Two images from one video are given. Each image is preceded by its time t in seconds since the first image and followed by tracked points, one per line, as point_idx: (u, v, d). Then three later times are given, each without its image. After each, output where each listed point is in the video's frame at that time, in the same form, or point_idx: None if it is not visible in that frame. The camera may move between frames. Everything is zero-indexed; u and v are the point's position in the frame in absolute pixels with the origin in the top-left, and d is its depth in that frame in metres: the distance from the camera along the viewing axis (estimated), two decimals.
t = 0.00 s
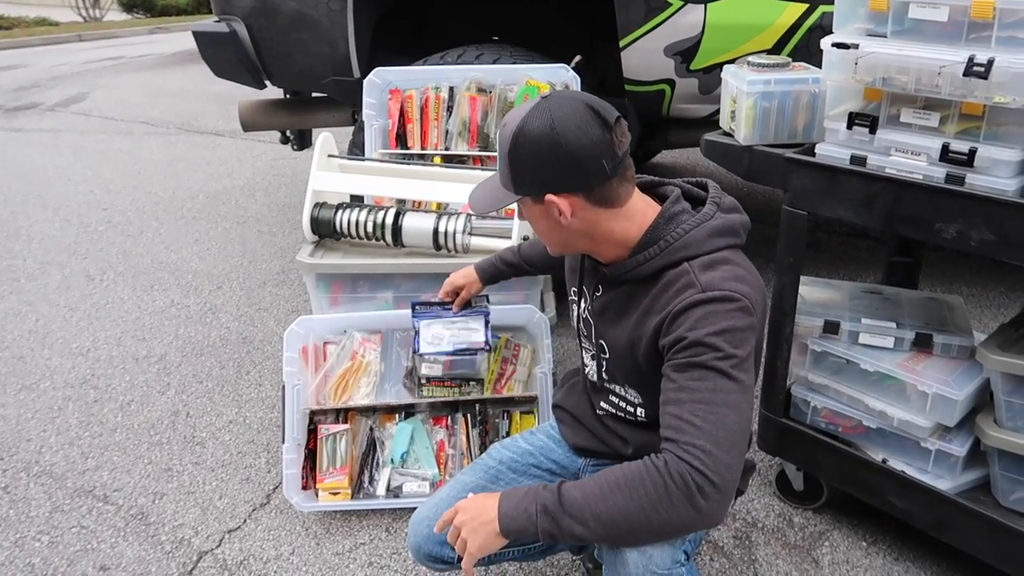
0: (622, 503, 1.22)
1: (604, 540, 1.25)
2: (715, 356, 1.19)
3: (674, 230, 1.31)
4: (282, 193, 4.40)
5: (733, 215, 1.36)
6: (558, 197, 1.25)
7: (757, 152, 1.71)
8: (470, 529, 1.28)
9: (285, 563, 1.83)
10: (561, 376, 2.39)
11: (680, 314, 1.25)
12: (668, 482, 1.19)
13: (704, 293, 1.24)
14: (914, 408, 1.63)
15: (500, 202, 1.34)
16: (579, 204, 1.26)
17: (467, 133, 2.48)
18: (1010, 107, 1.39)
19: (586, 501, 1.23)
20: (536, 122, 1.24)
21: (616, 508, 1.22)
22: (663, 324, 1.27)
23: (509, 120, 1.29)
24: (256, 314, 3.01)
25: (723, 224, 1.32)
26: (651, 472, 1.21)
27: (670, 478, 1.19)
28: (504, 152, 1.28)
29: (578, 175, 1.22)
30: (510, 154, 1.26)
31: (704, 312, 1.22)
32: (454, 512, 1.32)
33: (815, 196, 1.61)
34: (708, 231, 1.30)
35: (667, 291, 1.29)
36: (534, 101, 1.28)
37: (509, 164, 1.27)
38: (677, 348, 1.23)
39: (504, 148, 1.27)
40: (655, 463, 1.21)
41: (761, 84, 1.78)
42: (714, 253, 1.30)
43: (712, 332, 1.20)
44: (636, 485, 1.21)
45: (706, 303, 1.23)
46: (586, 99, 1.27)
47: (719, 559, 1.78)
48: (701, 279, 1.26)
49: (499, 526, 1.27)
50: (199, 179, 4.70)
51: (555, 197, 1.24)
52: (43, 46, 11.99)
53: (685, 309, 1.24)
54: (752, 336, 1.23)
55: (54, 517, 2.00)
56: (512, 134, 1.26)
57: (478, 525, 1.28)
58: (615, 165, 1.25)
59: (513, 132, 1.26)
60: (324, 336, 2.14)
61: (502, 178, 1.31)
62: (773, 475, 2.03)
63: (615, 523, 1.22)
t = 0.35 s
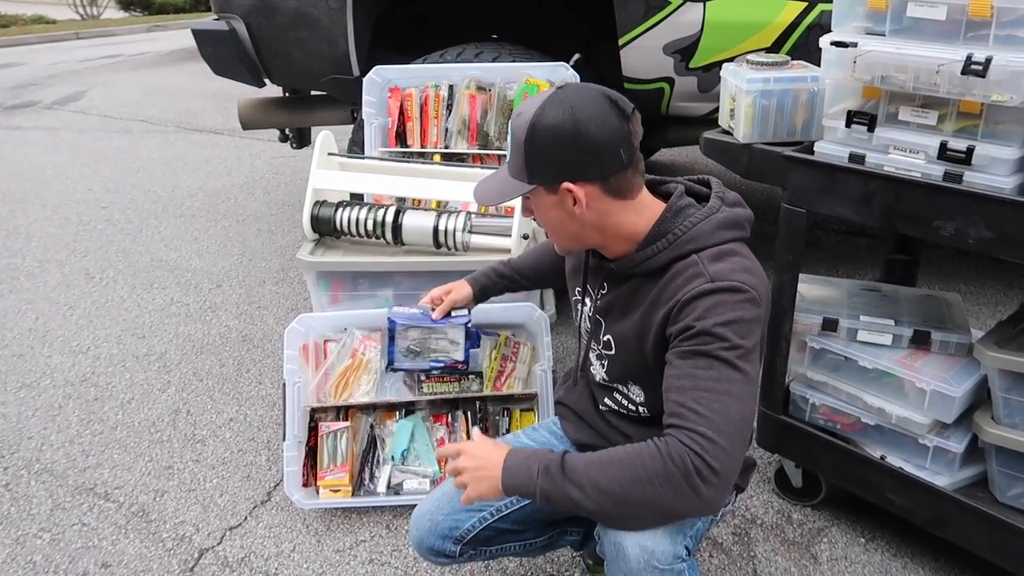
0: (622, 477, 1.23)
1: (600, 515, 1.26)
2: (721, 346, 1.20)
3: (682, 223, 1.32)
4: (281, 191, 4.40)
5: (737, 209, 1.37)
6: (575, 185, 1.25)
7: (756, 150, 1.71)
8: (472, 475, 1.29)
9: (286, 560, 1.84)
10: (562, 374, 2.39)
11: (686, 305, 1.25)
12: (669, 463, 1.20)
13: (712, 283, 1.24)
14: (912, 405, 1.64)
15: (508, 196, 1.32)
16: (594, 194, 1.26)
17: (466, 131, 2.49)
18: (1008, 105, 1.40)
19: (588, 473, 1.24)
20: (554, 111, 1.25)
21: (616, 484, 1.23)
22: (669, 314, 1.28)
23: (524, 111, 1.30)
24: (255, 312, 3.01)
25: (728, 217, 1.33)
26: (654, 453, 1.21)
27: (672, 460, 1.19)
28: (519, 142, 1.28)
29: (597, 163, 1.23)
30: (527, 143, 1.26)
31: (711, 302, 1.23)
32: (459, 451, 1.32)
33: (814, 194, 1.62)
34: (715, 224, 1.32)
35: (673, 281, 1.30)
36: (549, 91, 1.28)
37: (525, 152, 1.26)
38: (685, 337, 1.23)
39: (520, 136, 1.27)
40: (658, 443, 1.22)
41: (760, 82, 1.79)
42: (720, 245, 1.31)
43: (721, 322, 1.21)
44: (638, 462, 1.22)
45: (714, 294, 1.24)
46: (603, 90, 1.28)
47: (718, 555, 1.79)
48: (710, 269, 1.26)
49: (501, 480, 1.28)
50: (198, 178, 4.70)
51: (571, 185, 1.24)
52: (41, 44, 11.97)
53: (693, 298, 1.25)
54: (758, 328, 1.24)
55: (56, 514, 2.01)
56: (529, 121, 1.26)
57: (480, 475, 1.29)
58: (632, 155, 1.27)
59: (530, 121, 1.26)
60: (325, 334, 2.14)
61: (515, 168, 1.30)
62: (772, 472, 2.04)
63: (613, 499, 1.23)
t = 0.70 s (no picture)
0: (616, 451, 1.30)
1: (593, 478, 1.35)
2: (723, 336, 1.25)
3: (691, 211, 1.34)
4: (281, 195, 4.41)
5: (736, 197, 1.38)
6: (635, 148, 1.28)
7: (754, 153, 1.72)
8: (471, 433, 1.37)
9: (286, 564, 1.84)
10: (561, 377, 2.40)
11: (700, 290, 1.27)
12: (657, 441, 1.28)
13: (726, 270, 1.26)
14: (911, 407, 1.64)
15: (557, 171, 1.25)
16: (645, 160, 1.31)
17: (466, 136, 2.50)
18: (1005, 109, 1.40)
19: (585, 443, 1.31)
20: (602, 83, 1.27)
21: (610, 459, 1.31)
22: (682, 298, 1.29)
23: (560, 87, 1.29)
24: (255, 316, 3.02)
25: (733, 203, 1.35)
26: (647, 430, 1.29)
27: (660, 438, 1.28)
28: (568, 113, 1.26)
29: (644, 131, 1.30)
30: (581, 112, 1.25)
31: (725, 290, 1.25)
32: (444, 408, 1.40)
33: (812, 197, 1.62)
34: (722, 210, 1.34)
35: (681, 269, 1.31)
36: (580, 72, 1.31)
37: (580, 120, 1.25)
38: (692, 322, 1.26)
39: (570, 107, 1.26)
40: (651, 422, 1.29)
41: (758, 86, 1.80)
42: (729, 231, 1.33)
43: (725, 313, 1.25)
44: (631, 437, 1.30)
45: (727, 281, 1.26)
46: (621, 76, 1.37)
47: (718, 558, 1.79)
48: (722, 256, 1.28)
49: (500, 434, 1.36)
50: (198, 182, 4.71)
51: (636, 148, 1.28)
52: (42, 49, 12.00)
53: (704, 286, 1.27)
54: (764, 314, 1.28)
55: (56, 519, 2.01)
56: (580, 92, 1.26)
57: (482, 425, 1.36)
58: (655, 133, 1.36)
59: (579, 92, 1.27)
60: (325, 337, 2.09)
61: (561, 142, 1.27)
62: (772, 474, 2.04)
63: (604, 471, 1.32)
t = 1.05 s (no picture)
0: (637, 464, 1.28)
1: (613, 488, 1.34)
2: (722, 334, 1.25)
3: (674, 211, 1.34)
4: (280, 197, 4.41)
5: (716, 192, 1.40)
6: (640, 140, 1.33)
7: (752, 154, 1.72)
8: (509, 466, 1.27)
9: (285, 566, 1.84)
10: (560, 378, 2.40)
11: (693, 289, 1.27)
12: (676, 450, 1.27)
13: (716, 266, 1.27)
14: (910, 407, 1.64)
15: (582, 156, 1.24)
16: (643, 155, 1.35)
17: (464, 137, 2.50)
18: (1003, 109, 1.41)
19: (608, 459, 1.29)
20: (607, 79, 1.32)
21: (631, 473, 1.29)
22: (676, 298, 1.29)
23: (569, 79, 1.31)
24: (254, 318, 3.01)
25: (715, 198, 1.37)
26: (661, 438, 1.28)
27: (677, 446, 1.27)
28: (585, 101, 1.27)
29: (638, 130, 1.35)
30: (598, 99, 1.27)
31: (717, 287, 1.26)
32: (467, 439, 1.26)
33: (810, 197, 1.62)
34: (705, 206, 1.35)
35: (672, 268, 1.31)
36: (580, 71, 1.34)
37: (599, 107, 1.27)
38: (688, 323, 1.27)
39: (587, 95, 1.28)
40: (665, 430, 1.28)
41: (756, 86, 1.80)
42: (715, 226, 1.34)
43: (721, 310, 1.25)
44: (649, 448, 1.28)
45: (719, 278, 1.26)
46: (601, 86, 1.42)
47: (717, 559, 1.79)
48: (711, 252, 1.29)
49: (525, 462, 1.29)
50: (196, 184, 4.70)
51: (643, 139, 1.32)
52: (41, 51, 11.99)
53: (698, 283, 1.27)
54: (758, 308, 1.29)
55: (55, 520, 2.01)
56: (593, 83, 1.29)
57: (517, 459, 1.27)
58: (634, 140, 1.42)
59: (593, 84, 1.29)
60: (323, 338, 2.08)
61: (580, 128, 1.26)
62: (770, 475, 2.04)
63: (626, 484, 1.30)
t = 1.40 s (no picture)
0: (643, 467, 1.27)
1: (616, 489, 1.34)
2: (722, 333, 1.26)
3: (670, 208, 1.34)
4: (278, 197, 4.41)
5: (711, 189, 1.40)
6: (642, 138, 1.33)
7: (751, 154, 1.73)
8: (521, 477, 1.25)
9: (284, 566, 1.84)
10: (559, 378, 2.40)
11: (692, 287, 1.27)
12: (681, 452, 1.27)
13: (715, 264, 1.27)
14: (907, 406, 1.65)
15: (587, 152, 1.24)
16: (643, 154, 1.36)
17: (463, 137, 2.51)
18: (1001, 109, 1.41)
19: (613, 463, 1.28)
20: (609, 77, 1.32)
21: (636, 477, 1.28)
22: (675, 296, 1.29)
23: (574, 73, 1.31)
24: (253, 318, 3.01)
25: (710, 196, 1.37)
26: (665, 440, 1.28)
27: (681, 449, 1.27)
28: (590, 95, 1.28)
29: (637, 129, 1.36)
30: (602, 95, 1.28)
31: (716, 286, 1.26)
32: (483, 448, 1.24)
33: (808, 197, 1.62)
34: (701, 204, 1.35)
35: (670, 267, 1.31)
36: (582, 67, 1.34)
37: (603, 103, 1.27)
38: (687, 322, 1.27)
39: (592, 91, 1.28)
40: (669, 433, 1.28)
41: (755, 86, 1.80)
42: (710, 223, 1.34)
43: (720, 309, 1.25)
44: (653, 451, 1.27)
45: (718, 276, 1.27)
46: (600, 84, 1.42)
47: (715, 559, 1.79)
48: (709, 251, 1.29)
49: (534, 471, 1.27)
50: (195, 184, 4.70)
51: (643, 137, 1.33)
52: (38, 51, 11.98)
53: (697, 281, 1.27)
54: (755, 305, 1.29)
55: (53, 521, 2.01)
56: (596, 79, 1.29)
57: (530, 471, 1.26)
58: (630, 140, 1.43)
59: (595, 79, 1.30)
60: (322, 339, 2.07)
61: (584, 123, 1.26)
62: (769, 474, 2.05)
63: (630, 486, 1.30)
